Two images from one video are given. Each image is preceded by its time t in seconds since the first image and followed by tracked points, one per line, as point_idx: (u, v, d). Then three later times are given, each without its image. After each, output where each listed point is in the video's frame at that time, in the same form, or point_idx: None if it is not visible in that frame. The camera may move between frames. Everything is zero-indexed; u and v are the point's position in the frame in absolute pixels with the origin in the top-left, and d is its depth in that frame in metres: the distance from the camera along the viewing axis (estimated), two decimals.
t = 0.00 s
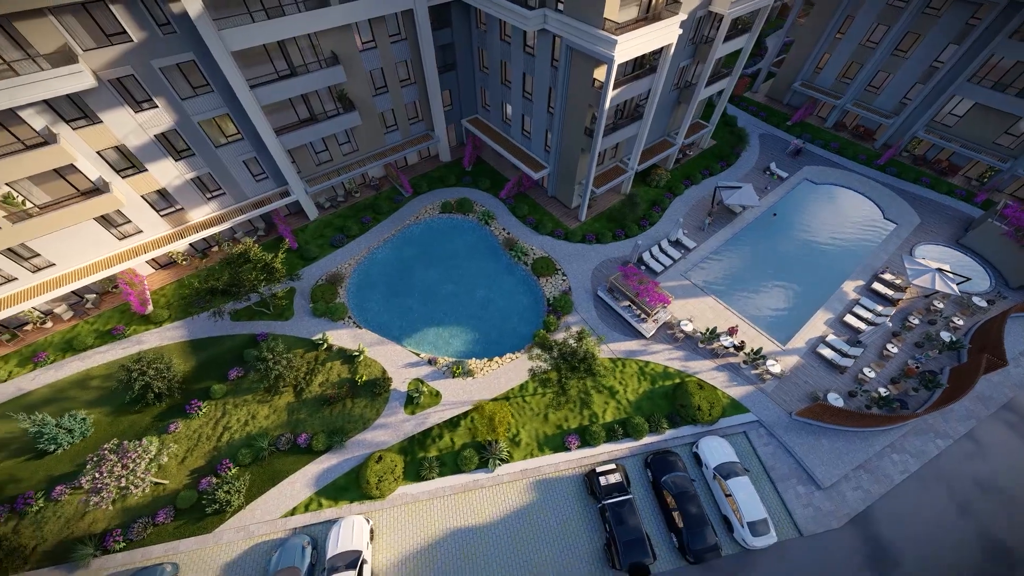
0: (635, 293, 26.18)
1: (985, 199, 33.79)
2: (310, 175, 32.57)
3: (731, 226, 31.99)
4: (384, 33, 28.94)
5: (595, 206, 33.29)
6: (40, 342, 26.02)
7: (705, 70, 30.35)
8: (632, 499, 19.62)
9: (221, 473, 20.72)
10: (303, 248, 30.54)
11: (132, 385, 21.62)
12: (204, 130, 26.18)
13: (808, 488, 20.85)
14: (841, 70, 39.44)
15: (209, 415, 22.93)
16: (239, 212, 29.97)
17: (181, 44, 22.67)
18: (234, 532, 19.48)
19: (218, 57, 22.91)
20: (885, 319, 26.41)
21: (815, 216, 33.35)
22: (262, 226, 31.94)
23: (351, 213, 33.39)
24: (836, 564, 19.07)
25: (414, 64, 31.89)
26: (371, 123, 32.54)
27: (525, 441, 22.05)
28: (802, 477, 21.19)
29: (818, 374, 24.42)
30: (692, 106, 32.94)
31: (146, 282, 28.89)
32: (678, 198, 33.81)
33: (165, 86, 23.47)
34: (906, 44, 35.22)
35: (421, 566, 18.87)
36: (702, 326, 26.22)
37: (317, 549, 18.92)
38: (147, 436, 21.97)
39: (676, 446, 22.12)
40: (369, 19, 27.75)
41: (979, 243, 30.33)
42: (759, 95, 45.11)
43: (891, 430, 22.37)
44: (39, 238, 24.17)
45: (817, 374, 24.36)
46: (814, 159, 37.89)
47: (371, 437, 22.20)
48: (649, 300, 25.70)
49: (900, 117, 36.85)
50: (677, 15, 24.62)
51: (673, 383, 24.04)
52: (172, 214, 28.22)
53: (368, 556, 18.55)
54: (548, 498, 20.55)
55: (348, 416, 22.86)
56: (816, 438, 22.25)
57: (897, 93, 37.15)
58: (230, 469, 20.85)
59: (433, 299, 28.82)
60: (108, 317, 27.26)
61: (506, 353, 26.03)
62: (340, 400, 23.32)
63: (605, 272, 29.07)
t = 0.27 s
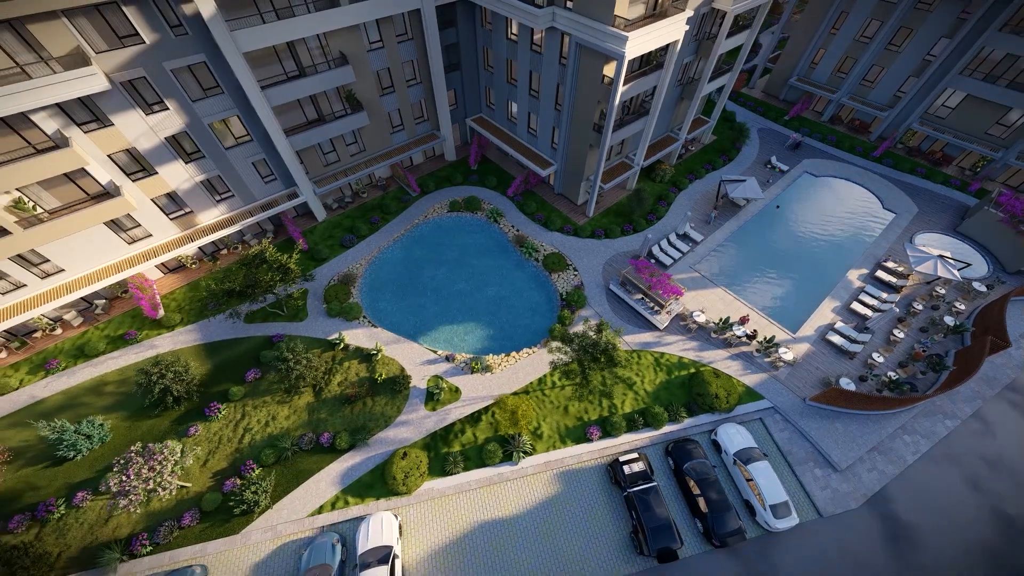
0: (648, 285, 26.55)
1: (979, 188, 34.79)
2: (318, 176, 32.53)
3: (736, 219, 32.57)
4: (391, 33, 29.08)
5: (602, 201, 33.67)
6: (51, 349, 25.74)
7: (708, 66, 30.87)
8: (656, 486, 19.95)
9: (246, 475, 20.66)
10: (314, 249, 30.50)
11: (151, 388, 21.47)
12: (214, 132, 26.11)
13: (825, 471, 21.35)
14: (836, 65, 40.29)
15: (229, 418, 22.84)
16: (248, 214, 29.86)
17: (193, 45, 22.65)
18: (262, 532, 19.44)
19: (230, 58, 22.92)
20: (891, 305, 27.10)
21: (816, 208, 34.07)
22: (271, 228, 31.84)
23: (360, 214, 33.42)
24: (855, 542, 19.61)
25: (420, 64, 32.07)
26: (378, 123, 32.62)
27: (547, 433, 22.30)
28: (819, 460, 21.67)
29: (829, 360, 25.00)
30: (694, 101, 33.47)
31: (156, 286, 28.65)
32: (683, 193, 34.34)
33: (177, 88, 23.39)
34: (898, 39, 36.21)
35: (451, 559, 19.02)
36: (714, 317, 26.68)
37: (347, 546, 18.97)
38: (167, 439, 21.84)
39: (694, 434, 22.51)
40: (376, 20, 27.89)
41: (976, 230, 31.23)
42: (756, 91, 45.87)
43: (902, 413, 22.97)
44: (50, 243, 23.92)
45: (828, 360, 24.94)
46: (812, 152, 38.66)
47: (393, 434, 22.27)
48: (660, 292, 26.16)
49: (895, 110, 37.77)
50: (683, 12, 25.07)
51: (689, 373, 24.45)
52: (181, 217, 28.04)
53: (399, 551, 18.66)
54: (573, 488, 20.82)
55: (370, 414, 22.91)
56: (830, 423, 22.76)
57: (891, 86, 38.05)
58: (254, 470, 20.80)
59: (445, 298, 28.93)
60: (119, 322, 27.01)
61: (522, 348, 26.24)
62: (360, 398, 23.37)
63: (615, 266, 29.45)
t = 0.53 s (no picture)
0: (660, 277, 26.97)
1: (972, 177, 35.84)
2: (325, 176, 32.52)
3: (740, 212, 33.17)
4: (398, 32, 29.26)
5: (609, 197, 34.08)
6: (62, 355, 25.47)
7: (710, 62, 31.43)
8: (679, 473, 20.32)
9: (270, 474, 20.65)
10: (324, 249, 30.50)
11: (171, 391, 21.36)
12: (224, 134, 26.07)
13: (840, 453, 21.90)
14: (830, 60, 41.17)
15: (249, 419, 22.78)
16: (258, 216, 29.77)
17: (205, 46, 22.67)
18: (290, 531, 19.46)
19: (243, 58, 22.97)
20: (895, 292, 27.81)
21: (817, 199, 34.77)
22: (280, 229, 31.75)
23: (368, 214, 33.47)
24: (872, 521, 20.17)
25: (426, 63, 32.24)
26: (385, 123, 32.73)
27: (568, 425, 22.57)
28: (834, 443, 22.21)
29: (838, 346, 25.62)
30: (697, 97, 34.02)
31: (166, 290, 28.43)
32: (688, 187, 34.90)
33: (188, 89, 23.37)
34: (892, 33, 37.11)
35: (480, 551, 19.18)
36: (724, 307, 27.18)
37: (377, 541, 19.06)
38: (188, 442, 21.73)
39: (712, 421, 22.95)
40: (384, 20, 28.07)
41: (972, 217, 32.17)
42: (752, 87, 46.65)
43: (911, 395, 23.63)
44: (61, 248, 23.68)
45: (837, 346, 25.55)
46: (810, 145, 39.48)
47: (415, 430, 22.40)
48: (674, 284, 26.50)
49: (889, 103, 38.72)
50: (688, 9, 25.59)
51: (703, 362, 24.89)
52: (191, 219, 27.89)
53: (429, 544, 18.79)
54: (596, 478, 21.14)
55: (391, 411, 22.99)
56: (843, 406, 23.32)
57: (884, 80, 39.00)
58: (278, 469, 20.78)
59: (458, 296, 29.07)
60: (130, 327, 26.79)
61: (537, 343, 26.47)
62: (380, 396, 23.46)
63: (625, 260, 29.85)
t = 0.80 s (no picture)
0: (671, 269, 27.53)
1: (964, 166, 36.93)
2: (333, 177, 32.58)
3: (744, 204, 33.83)
4: (405, 32, 29.45)
5: (615, 192, 34.54)
6: (75, 360, 25.27)
7: (712, 58, 32.03)
8: (699, 458, 20.76)
9: (295, 472, 20.69)
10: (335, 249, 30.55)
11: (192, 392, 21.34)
12: (234, 134, 26.06)
13: (853, 435, 22.52)
14: (824, 55, 42.09)
15: (270, 418, 22.79)
16: (268, 217, 29.75)
17: (217, 47, 22.72)
18: (318, 527, 19.53)
19: (256, 59, 23.04)
20: (897, 278, 28.58)
21: (817, 191, 35.53)
22: (289, 230, 31.73)
23: (376, 213, 33.59)
24: (887, 498, 20.78)
25: (431, 62, 32.46)
26: (392, 123, 32.89)
27: (588, 415, 22.93)
28: (846, 426, 22.82)
29: (845, 331, 26.29)
30: (698, 92, 34.65)
31: (176, 293, 28.27)
32: (691, 181, 35.51)
33: (200, 90, 23.38)
34: (883, 29, 38.12)
35: (509, 540, 19.38)
36: (734, 297, 27.73)
37: (406, 535, 19.22)
38: (210, 442, 21.71)
39: (727, 407, 23.46)
40: (392, 20, 28.27)
41: (966, 205, 33.17)
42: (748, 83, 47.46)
43: (918, 377, 24.33)
44: (73, 252, 23.54)
45: (844, 332, 26.24)
46: (807, 138, 40.34)
47: (437, 425, 22.59)
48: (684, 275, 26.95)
49: (882, 96, 39.70)
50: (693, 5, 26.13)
51: (716, 350, 25.40)
52: (201, 221, 27.80)
53: (457, 535, 18.97)
54: (618, 465, 21.50)
55: (411, 407, 23.15)
56: (854, 390, 23.95)
57: (878, 74, 39.97)
58: (303, 466, 20.84)
59: (470, 292, 29.28)
60: (143, 330, 26.64)
61: (553, 336, 26.77)
62: (400, 392, 23.59)
63: (634, 253, 30.34)
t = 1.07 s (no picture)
0: (680, 260, 28.10)
1: (956, 156, 38.06)
2: (341, 176, 32.66)
3: (746, 196, 34.52)
4: (411, 31, 29.67)
5: (619, 187, 35.04)
6: (88, 365, 25.08)
7: (712, 53, 32.65)
8: (718, 442, 21.24)
9: (319, 468, 20.79)
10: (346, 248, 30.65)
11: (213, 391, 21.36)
12: (245, 135, 26.09)
13: (863, 416, 23.19)
14: (817, 50, 43.01)
15: (290, 417, 22.83)
16: (278, 217, 29.77)
17: (230, 47, 22.79)
18: (346, 522, 19.64)
19: (269, 58, 23.14)
20: (898, 265, 29.41)
21: (817, 182, 36.33)
22: (298, 231, 31.75)
23: (384, 212, 33.74)
24: (899, 476, 21.44)
25: (437, 61, 32.70)
26: (398, 122, 33.07)
27: (606, 404, 23.30)
28: (856, 407, 23.48)
29: (851, 317, 27.02)
30: (699, 88, 35.26)
31: (188, 295, 28.15)
32: (694, 175, 36.16)
33: (212, 91, 23.41)
34: (875, 24, 38.98)
35: (536, 529, 19.64)
36: (742, 286, 28.33)
37: (434, 526, 19.43)
38: (232, 442, 21.71)
39: (741, 393, 24.00)
40: (399, 19, 28.48)
41: (960, 193, 34.20)
42: (743, 78, 48.28)
43: (923, 359, 25.09)
44: (86, 255, 23.42)
45: (850, 317, 26.96)
46: (804, 132, 41.22)
47: (458, 418, 22.83)
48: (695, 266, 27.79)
49: (875, 89, 40.73)
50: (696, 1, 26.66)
51: (727, 338, 25.95)
52: (212, 222, 27.74)
53: (486, 525, 19.21)
54: (638, 452, 21.92)
55: (432, 401, 23.34)
56: (862, 372, 24.64)
57: (870, 67, 40.98)
58: (327, 463, 20.93)
59: (483, 288, 29.53)
60: (156, 333, 26.50)
61: (567, 328, 27.08)
62: (419, 387, 23.78)
63: (642, 246, 30.85)
